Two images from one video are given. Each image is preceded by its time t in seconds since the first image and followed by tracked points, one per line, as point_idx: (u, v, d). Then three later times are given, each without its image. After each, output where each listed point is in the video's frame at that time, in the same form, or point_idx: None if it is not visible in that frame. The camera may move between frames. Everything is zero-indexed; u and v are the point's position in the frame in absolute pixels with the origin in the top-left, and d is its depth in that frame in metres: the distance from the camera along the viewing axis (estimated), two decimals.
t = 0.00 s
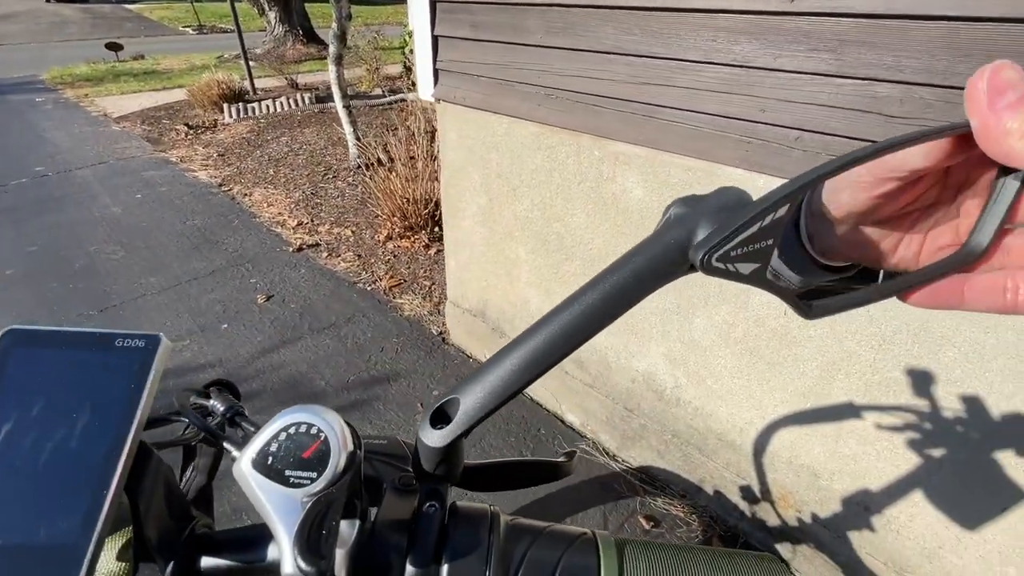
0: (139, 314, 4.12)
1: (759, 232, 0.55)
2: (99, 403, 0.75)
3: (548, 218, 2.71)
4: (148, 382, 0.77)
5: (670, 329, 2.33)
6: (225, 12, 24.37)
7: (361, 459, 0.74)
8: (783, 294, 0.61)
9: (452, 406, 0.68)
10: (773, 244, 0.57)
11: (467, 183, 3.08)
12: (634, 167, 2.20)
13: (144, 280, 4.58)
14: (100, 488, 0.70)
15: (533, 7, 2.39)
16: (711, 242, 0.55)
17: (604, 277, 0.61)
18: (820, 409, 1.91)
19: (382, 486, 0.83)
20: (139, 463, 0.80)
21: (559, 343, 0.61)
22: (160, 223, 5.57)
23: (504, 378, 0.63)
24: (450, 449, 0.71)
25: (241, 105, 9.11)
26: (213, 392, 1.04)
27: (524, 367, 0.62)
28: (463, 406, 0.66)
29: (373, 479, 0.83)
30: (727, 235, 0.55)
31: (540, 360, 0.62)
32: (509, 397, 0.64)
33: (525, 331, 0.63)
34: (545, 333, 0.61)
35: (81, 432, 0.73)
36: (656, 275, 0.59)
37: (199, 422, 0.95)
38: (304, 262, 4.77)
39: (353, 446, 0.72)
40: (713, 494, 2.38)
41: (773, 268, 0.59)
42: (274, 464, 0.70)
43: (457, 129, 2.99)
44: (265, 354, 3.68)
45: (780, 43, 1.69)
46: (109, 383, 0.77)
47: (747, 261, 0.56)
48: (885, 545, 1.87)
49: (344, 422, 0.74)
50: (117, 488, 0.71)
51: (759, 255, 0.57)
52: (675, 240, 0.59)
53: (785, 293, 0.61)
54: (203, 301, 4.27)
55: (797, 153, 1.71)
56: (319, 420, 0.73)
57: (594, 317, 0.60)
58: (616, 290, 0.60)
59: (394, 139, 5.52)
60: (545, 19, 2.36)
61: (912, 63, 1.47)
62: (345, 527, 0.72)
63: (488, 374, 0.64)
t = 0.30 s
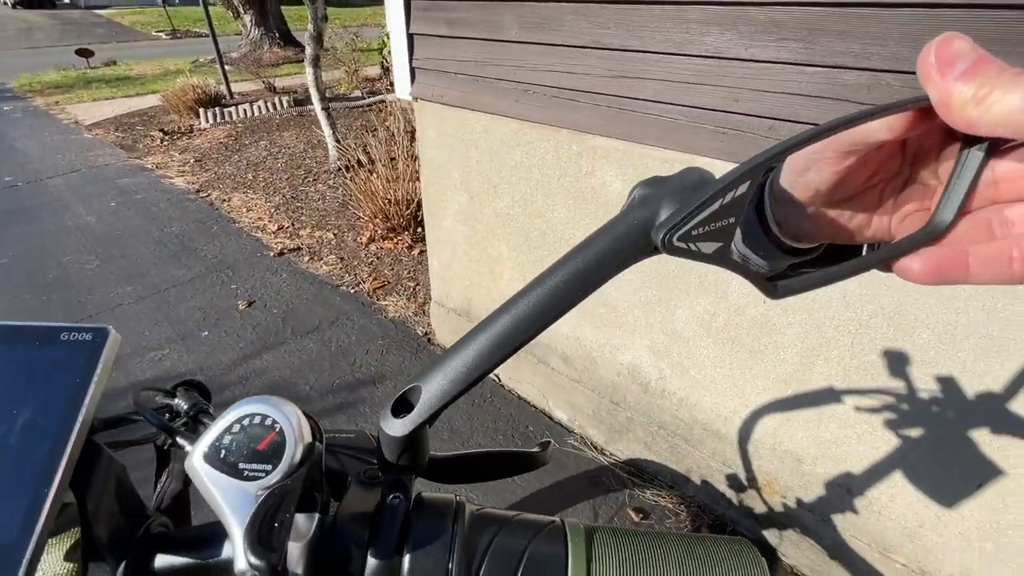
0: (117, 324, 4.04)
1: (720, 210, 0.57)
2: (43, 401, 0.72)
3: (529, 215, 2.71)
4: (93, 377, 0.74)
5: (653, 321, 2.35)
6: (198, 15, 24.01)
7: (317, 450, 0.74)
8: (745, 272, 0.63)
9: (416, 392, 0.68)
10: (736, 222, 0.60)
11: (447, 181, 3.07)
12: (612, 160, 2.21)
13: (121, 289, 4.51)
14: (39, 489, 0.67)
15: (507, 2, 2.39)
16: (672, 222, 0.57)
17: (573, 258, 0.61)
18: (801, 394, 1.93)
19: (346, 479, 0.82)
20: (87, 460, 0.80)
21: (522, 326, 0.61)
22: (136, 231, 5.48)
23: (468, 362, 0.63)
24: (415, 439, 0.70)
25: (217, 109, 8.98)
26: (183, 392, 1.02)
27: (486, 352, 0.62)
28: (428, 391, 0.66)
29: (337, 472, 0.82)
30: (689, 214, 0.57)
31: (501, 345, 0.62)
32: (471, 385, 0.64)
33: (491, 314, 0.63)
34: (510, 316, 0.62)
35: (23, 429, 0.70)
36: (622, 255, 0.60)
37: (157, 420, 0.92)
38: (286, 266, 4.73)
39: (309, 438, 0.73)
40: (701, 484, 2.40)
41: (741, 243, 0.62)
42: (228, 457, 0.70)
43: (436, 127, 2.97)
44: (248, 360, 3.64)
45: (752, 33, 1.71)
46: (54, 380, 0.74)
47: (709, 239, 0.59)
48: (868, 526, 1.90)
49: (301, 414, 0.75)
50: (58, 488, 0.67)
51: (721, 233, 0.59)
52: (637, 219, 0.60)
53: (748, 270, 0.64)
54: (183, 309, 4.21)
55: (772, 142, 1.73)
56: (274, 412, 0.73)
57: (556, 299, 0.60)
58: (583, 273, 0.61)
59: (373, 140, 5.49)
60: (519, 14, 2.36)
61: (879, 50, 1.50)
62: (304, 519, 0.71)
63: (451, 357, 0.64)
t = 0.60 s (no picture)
0: (89, 336, 3.95)
1: (602, 216, 0.62)
2: None
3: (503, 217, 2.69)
4: None
5: (629, 320, 2.35)
6: (174, 20, 23.65)
7: (193, 472, 0.72)
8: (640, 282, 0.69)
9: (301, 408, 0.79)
10: (618, 227, 0.64)
11: (421, 184, 3.04)
12: (582, 161, 2.20)
13: (93, 300, 4.40)
14: None
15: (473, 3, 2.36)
16: (553, 231, 0.62)
17: (445, 280, 0.71)
18: (774, 390, 1.94)
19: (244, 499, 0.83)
20: None
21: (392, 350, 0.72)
22: (110, 239, 5.36)
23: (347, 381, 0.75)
24: (301, 454, 0.80)
25: (195, 115, 8.83)
26: (107, 405, 0.91)
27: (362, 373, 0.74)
28: (310, 408, 0.77)
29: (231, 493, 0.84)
30: (571, 221, 0.62)
31: (375, 367, 0.73)
32: (350, 402, 0.75)
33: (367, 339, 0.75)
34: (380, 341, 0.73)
35: None
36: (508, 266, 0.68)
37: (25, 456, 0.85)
38: (263, 273, 4.66)
39: (184, 461, 0.71)
40: (680, 482, 2.40)
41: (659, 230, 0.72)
42: (90, 483, 0.67)
43: (408, 129, 2.94)
44: (224, 369, 3.56)
45: (712, 31, 1.71)
46: None
47: (589, 246, 0.63)
48: (842, 520, 1.92)
49: (173, 437, 0.72)
50: None
51: (605, 240, 0.64)
52: (524, 230, 0.66)
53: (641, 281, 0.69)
54: (157, 319, 4.12)
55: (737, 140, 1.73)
56: (144, 434, 0.70)
57: (423, 323, 0.71)
58: (459, 291, 0.70)
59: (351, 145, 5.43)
60: (486, 15, 2.34)
61: (836, 46, 1.51)
62: (174, 547, 0.74)
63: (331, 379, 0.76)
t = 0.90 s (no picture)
0: (67, 347, 3.87)
1: (483, 262, 0.63)
2: None
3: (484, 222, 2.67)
4: None
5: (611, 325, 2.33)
6: (156, 23, 23.39)
7: (53, 538, 0.73)
8: (542, 332, 0.76)
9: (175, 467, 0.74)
10: (500, 272, 0.65)
11: (401, 189, 3.00)
12: (560, 166, 2.19)
13: (71, 310, 4.32)
14: None
15: (447, 8, 2.34)
16: (434, 277, 0.62)
17: (331, 325, 0.69)
18: (752, 395, 1.94)
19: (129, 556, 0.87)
20: None
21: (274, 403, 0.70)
22: (90, 247, 5.27)
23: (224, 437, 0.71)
24: (177, 515, 0.74)
25: (178, 119, 8.71)
26: (28, 441, 0.89)
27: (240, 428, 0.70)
28: (186, 466, 0.72)
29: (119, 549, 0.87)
30: (453, 265, 0.62)
31: (255, 421, 0.70)
32: (228, 460, 0.71)
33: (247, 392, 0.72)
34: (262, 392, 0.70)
35: None
36: (394, 313, 0.66)
37: None
38: (246, 280, 4.60)
39: (42, 528, 0.72)
40: (664, 486, 2.39)
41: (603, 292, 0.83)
42: None
43: (387, 135, 2.91)
44: (205, 379, 3.50)
45: (683, 37, 1.71)
46: None
47: (471, 294, 0.64)
48: (823, 523, 1.91)
49: (33, 503, 0.72)
50: None
51: (486, 286, 0.65)
52: (411, 274, 0.66)
53: (544, 332, 0.76)
54: (137, 328, 4.05)
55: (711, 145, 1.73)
56: None
57: (309, 373, 0.69)
58: (344, 339, 0.68)
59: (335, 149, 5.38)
60: (460, 20, 2.32)
61: (804, 52, 1.51)
62: None
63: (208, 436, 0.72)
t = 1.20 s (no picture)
0: (55, 351, 3.82)
1: (436, 267, 0.61)
2: None
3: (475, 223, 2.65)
4: None
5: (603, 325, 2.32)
6: (146, 24, 23.26)
7: None
8: (499, 340, 0.71)
9: (112, 487, 0.71)
10: (455, 279, 0.64)
11: (391, 190, 2.98)
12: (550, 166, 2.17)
13: (59, 313, 4.27)
14: None
15: (435, 7, 2.32)
16: (384, 283, 0.59)
17: (278, 335, 0.68)
18: (744, 395, 1.93)
19: None
20: None
21: (218, 417, 0.68)
22: (78, 250, 5.21)
23: (165, 452, 0.69)
24: (115, 538, 0.71)
25: (169, 120, 8.65)
26: None
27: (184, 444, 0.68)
28: (125, 484, 0.70)
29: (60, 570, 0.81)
30: (402, 273, 0.59)
31: (199, 436, 0.68)
32: (169, 477, 0.69)
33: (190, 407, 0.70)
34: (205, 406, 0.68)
35: None
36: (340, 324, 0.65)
37: None
38: (237, 282, 4.56)
39: None
40: (657, 487, 2.38)
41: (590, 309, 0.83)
42: None
43: (377, 135, 2.89)
44: (195, 383, 3.46)
45: (672, 36, 1.70)
46: None
47: (424, 300, 0.61)
48: (815, 524, 1.91)
49: None
50: None
51: (440, 294, 0.63)
52: (361, 282, 0.65)
53: (502, 339, 0.71)
54: (126, 332, 4.00)
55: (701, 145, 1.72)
56: None
57: (251, 388, 0.67)
58: (288, 351, 0.66)
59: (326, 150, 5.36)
60: (449, 19, 2.30)
61: (792, 51, 1.50)
62: None
63: (148, 453, 0.70)
